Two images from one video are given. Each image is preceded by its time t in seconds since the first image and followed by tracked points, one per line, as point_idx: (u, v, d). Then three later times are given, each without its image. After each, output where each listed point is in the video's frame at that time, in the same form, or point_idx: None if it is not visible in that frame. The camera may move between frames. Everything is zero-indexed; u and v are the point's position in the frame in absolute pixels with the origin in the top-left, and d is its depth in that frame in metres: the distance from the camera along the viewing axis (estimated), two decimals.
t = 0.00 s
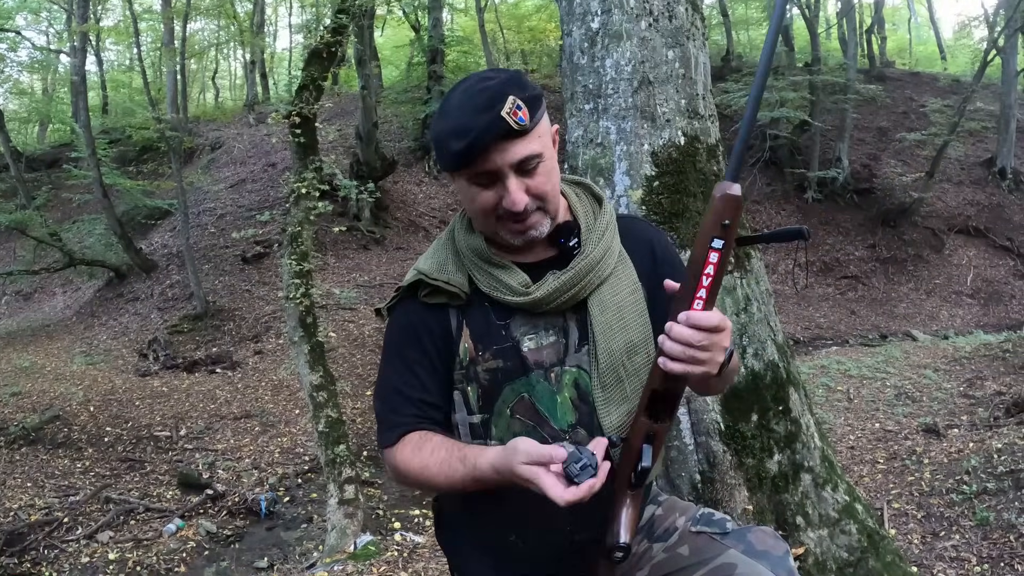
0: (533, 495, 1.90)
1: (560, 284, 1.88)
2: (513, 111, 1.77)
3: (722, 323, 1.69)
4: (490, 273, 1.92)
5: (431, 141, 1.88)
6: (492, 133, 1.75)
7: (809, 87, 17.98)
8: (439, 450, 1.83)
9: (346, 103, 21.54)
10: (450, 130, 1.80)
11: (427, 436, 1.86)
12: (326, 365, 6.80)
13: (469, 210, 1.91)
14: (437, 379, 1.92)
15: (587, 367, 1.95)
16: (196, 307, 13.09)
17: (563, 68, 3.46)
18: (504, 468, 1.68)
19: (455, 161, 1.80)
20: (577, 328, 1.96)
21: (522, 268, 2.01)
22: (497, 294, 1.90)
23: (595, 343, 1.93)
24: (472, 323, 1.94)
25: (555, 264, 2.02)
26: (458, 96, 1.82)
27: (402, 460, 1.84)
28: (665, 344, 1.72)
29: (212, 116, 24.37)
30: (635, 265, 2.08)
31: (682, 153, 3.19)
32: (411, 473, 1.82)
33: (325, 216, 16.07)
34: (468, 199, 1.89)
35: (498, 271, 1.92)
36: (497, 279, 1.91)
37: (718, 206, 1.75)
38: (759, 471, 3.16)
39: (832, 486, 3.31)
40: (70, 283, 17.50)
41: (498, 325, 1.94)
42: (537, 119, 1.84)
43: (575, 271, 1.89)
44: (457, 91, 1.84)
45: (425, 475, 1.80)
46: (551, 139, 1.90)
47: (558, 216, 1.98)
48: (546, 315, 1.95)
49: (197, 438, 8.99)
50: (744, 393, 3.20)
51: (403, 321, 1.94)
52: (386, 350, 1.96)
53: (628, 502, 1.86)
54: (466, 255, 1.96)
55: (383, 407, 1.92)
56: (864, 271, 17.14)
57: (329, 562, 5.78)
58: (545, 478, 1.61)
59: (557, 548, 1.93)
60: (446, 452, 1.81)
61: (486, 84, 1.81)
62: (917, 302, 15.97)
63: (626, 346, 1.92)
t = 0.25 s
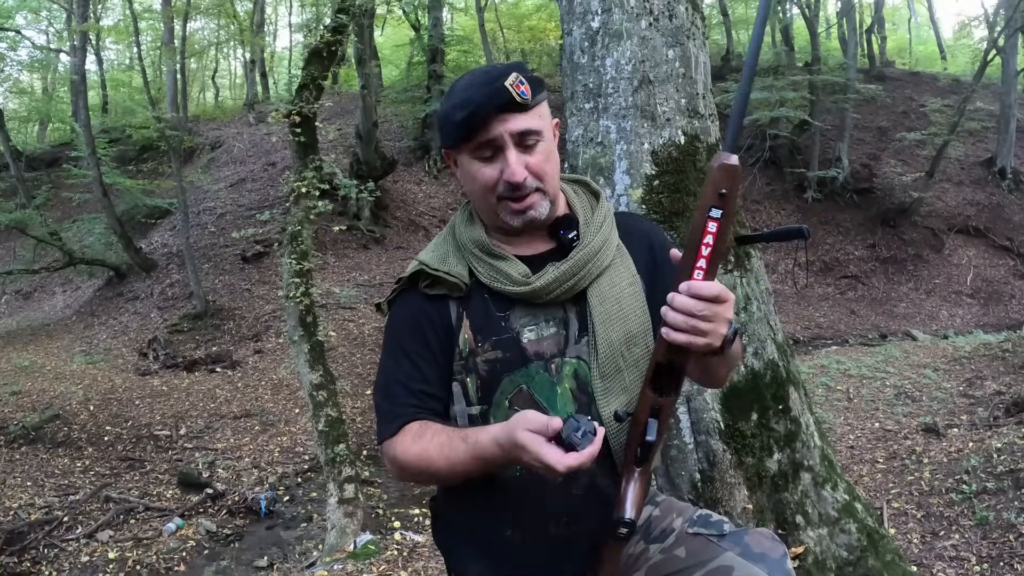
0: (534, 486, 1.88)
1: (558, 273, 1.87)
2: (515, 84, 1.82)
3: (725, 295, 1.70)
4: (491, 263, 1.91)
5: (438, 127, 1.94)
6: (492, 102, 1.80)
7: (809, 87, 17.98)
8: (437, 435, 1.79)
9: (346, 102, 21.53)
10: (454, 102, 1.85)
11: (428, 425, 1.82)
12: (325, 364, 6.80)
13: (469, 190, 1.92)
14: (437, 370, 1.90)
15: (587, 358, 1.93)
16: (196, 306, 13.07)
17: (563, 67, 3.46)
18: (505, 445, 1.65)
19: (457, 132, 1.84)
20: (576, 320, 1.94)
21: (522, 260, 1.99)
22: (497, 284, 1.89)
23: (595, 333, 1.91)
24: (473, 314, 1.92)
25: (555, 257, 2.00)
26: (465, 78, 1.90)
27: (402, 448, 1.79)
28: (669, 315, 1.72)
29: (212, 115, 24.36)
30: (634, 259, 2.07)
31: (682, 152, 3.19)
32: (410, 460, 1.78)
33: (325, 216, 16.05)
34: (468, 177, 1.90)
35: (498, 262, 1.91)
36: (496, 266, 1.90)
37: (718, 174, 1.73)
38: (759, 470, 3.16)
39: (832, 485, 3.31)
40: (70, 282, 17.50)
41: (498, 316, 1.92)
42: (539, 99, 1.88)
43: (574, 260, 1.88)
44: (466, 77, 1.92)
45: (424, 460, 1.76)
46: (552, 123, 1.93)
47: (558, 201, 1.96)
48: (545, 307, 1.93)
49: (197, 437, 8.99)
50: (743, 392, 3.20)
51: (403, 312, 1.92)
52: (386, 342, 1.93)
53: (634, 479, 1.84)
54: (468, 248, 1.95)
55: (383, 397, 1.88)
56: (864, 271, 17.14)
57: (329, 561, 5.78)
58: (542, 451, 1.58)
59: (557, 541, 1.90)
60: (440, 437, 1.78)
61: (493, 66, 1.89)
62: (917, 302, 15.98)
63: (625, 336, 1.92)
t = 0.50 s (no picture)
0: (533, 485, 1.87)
1: (555, 272, 1.87)
2: (522, 101, 1.78)
3: (698, 286, 1.74)
4: (488, 262, 1.90)
5: (434, 139, 1.87)
6: (499, 122, 1.74)
7: (809, 87, 17.98)
8: (437, 423, 1.76)
9: (346, 101, 21.53)
10: (456, 121, 1.78)
11: (424, 418, 1.78)
12: (326, 363, 6.80)
13: (474, 205, 1.88)
14: (435, 366, 1.86)
15: (583, 356, 1.94)
16: (196, 306, 13.07)
17: (564, 67, 3.46)
18: (507, 421, 1.62)
19: (463, 152, 1.78)
20: (572, 318, 1.95)
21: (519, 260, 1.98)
22: (493, 283, 1.88)
23: (590, 333, 1.92)
24: (469, 312, 1.89)
25: (551, 257, 2.00)
26: (461, 90, 1.81)
27: (401, 441, 1.75)
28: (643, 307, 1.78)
29: (212, 114, 24.36)
30: (630, 259, 2.09)
31: (683, 152, 3.19)
32: (410, 451, 1.74)
33: (325, 215, 16.05)
34: (475, 195, 1.86)
35: (494, 261, 1.90)
36: (496, 266, 1.89)
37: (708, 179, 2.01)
38: (760, 470, 3.16)
39: (832, 485, 3.31)
40: (70, 282, 17.51)
41: (494, 314, 1.90)
42: (541, 112, 1.85)
43: (570, 260, 1.88)
44: (459, 86, 1.83)
45: (427, 449, 1.73)
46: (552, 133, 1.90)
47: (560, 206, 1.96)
48: (542, 304, 1.93)
49: (197, 437, 8.99)
50: (745, 391, 3.19)
51: (400, 307, 1.89)
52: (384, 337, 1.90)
53: (598, 467, 1.82)
54: (464, 247, 1.94)
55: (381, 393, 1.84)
56: (864, 271, 17.13)
57: (329, 560, 5.78)
58: (549, 415, 1.56)
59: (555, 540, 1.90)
60: (440, 424, 1.75)
61: (491, 76, 1.81)
62: (917, 302, 15.98)
63: (621, 335, 1.93)
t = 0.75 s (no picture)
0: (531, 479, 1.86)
1: (552, 271, 1.87)
2: (520, 106, 1.78)
3: (695, 276, 1.73)
4: (487, 258, 1.90)
5: (432, 146, 1.85)
6: (501, 129, 1.74)
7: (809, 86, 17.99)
8: (440, 405, 1.76)
9: (346, 101, 21.54)
10: (457, 129, 1.77)
11: (427, 404, 1.79)
12: (325, 363, 6.80)
13: (475, 210, 1.87)
14: (434, 357, 1.87)
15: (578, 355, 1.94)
16: (196, 305, 13.06)
17: (564, 66, 3.46)
18: (519, 383, 1.65)
19: (464, 159, 1.77)
20: (568, 316, 1.94)
21: (518, 258, 1.98)
22: (491, 279, 1.88)
23: (586, 330, 1.92)
24: (468, 306, 1.90)
25: (550, 256, 2.00)
26: (459, 96, 1.80)
27: (406, 425, 1.75)
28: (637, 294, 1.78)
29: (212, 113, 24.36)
30: (628, 258, 2.09)
31: (682, 150, 3.19)
32: (414, 435, 1.74)
33: (325, 214, 16.04)
34: (477, 202, 1.85)
35: (493, 258, 1.90)
36: (495, 261, 1.89)
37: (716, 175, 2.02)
38: (759, 469, 3.16)
39: (831, 484, 3.31)
40: (70, 281, 17.51)
41: (492, 309, 1.90)
42: (540, 116, 1.85)
43: (568, 259, 1.88)
44: (456, 92, 1.82)
45: (430, 433, 1.73)
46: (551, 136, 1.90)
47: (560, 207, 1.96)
48: (539, 301, 1.93)
49: (197, 436, 8.99)
50: (744, 390, 3.19)
51: (400, 298, 1.90)
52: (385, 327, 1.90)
53: (576, 446, 1.77)
54: (463, 243, 1.94)
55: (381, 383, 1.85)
56: (864, 271, 17.14)
57: (328, 559, 5.78)
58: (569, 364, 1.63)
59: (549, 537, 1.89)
60: (441, 407, 1.75)
61: (489, 82, 1.80)
62: (917, 301, 15.98)
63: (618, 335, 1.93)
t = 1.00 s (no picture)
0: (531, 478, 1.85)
1: (553, 270, 1.86)
2: (524, 104, 1.78)
3: (689, 284, 1.73)
4: (488, 256, 1.90)
5: (436, 144, 1.85)
6: (506, 126, 1.74)
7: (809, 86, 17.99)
8: (448, 400, 1.77)
9: (346, 100, 21.55)
10: (461, 126, 1.77)
11: (436, 399, 1.79)
12: (325, 362, 6.80)
13: (478, 209, 1.87)
14: (438, 353, 1.87)
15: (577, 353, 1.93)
16: (196, 305, 13.06)
17: (564, 66, 3.46)
18: (535, 378, 1.67)
19: (468, 156, 1.76)
20: (567, 315, 1.94)
21: (519, 256, 1.97)
22: (491, 277, 1.87)
23: (586, 330, 1.91)
24: (468, 302, 1.89)
25: (551, 255, 2.00)
26: (463, 94, 1.80)
27: (415, 423, 1.75)
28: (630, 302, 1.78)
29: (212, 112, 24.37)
30: (628, 260, 2.09)
31: (682, 150, 3.19)
32: (422, 433, 1.74)
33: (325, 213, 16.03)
34: (480, 200, 1.85)
35: (494, 255, 1.89)
36: (496, 259, 1.88)
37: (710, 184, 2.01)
38: (759, 469, 3.15)
39: (831, 485, 3.31)
40: (70, 281, 17.50)
41: (492, 307, 1.90)
42: (543, 116, 1.85)
43: (569, 259, 1.88)
44: (460, 90, 1.82)
45: (439, 430, 1.73)
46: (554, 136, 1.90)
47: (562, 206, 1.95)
48: (539, 300, 1.92)
49: (197, 435, 8.99)
50: (743, 390, 3.19)
51: (403, 294, 1.89)
52: (387, 322, 1.90)
53: (572, 449, 1.76)
54: (465, 240, 1.93)
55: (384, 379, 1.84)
56: (864, 270, 17.14)
57: (328, 559, 5.78)
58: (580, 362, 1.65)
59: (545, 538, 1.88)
60: (448, 403, 1.76)
61: (493, 80, 1.80)
62: (916, 301, 15.98)
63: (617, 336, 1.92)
